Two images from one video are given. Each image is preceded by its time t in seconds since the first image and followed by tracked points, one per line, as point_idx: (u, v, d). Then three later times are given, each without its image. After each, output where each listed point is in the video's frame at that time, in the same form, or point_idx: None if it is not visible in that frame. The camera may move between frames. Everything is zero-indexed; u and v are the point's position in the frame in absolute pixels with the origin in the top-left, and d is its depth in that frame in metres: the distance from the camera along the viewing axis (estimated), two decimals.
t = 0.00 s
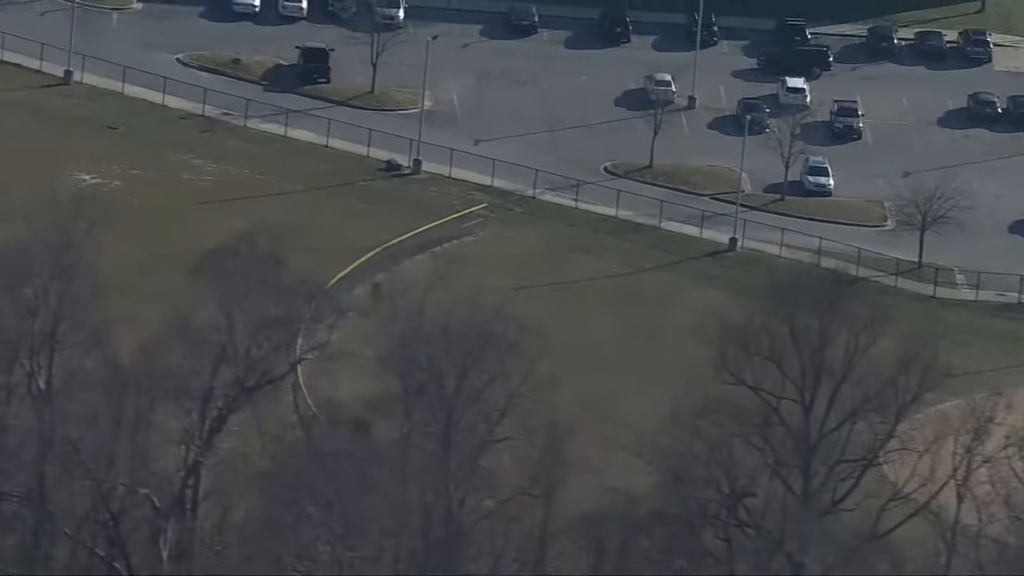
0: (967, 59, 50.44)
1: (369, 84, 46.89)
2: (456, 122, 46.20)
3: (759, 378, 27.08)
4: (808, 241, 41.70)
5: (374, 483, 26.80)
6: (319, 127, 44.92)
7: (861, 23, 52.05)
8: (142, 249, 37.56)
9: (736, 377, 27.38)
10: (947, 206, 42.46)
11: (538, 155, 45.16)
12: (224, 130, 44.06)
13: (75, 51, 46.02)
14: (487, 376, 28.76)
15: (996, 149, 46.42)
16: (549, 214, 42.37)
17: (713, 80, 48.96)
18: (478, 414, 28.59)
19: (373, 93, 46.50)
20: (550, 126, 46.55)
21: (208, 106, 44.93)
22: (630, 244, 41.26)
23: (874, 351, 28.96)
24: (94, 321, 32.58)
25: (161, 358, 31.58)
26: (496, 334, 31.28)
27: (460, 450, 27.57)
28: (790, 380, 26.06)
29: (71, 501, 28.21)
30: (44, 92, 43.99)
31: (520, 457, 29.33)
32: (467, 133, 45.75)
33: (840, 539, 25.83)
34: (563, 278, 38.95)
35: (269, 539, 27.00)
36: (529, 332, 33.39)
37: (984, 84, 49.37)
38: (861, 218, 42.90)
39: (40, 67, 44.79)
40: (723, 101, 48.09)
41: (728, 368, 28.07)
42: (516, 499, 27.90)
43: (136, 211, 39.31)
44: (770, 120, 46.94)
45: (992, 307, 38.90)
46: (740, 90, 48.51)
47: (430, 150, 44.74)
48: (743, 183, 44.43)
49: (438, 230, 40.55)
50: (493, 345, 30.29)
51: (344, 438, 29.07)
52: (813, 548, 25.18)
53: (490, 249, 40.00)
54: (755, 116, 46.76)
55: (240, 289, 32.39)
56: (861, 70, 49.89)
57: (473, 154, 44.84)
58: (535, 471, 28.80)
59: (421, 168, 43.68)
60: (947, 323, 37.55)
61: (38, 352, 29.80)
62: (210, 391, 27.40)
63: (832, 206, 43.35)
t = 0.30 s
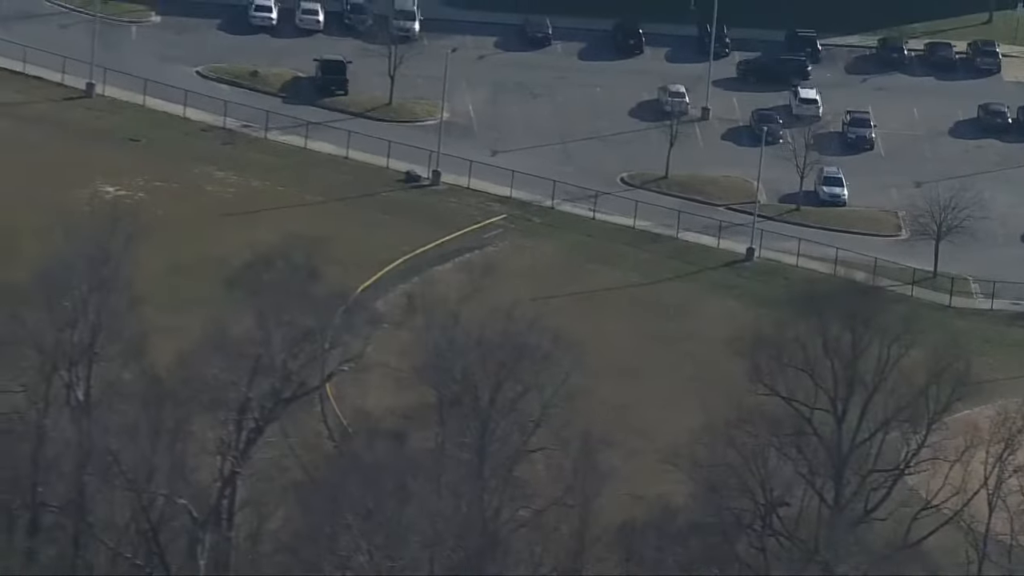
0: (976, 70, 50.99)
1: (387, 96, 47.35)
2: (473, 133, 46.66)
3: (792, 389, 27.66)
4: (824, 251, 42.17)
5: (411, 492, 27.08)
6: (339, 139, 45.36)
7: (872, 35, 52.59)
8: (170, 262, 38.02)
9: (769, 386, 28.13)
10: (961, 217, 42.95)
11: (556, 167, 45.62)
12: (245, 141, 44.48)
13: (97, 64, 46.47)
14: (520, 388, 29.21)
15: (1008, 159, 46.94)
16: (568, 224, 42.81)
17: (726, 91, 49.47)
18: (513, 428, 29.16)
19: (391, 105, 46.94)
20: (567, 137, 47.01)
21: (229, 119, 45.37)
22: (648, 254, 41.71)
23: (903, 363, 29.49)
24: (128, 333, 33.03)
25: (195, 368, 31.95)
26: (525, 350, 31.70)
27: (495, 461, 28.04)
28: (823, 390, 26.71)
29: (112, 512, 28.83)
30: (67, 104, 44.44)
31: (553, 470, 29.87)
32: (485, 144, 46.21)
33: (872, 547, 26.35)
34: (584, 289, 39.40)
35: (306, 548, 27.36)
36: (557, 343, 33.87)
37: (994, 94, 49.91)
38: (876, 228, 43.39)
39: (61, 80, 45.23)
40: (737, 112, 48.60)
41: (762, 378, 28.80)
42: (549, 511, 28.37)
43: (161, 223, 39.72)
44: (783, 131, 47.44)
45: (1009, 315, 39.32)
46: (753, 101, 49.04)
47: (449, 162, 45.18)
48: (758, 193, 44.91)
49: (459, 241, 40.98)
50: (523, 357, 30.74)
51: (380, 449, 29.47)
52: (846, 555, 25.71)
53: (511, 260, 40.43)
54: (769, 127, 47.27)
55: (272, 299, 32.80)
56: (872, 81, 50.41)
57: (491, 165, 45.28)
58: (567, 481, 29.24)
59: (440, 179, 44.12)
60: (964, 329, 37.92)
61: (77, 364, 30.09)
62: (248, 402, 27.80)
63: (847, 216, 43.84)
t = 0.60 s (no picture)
0: (974, 84, 52.35)
1: (403, 111, 48.52)
2: (487, 147, 47.84)
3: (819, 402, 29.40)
4: (832, 261, 43.43)
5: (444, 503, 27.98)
6: (356, 153, 46.51)
7: (872, 50, 53.94)
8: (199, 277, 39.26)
9: (797, 397, 29.92)
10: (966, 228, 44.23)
11: (569, 180, 46.81)
12: (266, 155, 45.63)
13: (120, 80, 47.65)
14: (550, 399, 30.45)
15: (1007, 172, 48.28)
16: (582, 235, 44.00)
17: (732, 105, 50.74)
18: (541, 436, 30.27)
19: (407, 120, 48.11)
20: (578, 151, 48.21)
21: (249, 133, 46.51)
22: (660, 265, 42.91)
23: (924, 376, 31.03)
24: (166, 344, 34.24)
25: (233, 379, 33.22)
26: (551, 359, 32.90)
27: (527, 467, 28.73)
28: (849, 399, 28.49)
29: (151, 520, 29.81)
30: (92, 121, 45.63)
31: (579, 480, 30.84)
32: (499, 158, 47.39)
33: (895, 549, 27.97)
34: (599, 299, 40.59)
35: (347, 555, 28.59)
36: (580, 353, 35.07)
37: (992, 109, 51.27)
38: (881, 239, 44.67)
39: (86, 97, 46.47)
40: (742, 125, 49.87)
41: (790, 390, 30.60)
42: (577, 516, 29.85)
43: (188, 235, 40.88)
44: (788, 144, 48.70)
45: (1012, 324, 40.53)
46: (758, 115, 50.32)
47: (465, 175, 46.35)
48: (765, 205, 46.15)
49: (476, 253, 42.14)
50: (550, 368, 31.98)
51: (415, 458, 30.61)
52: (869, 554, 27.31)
53: (527, 271, 41.61)
54: (774, 140, 48.54)
55: (306, 312, 33.97)
56: (873, 95, 51.73)
57: (506, 178, 46.45)
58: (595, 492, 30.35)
59: (456, 192, 45.29)
60: (969, 337, 39.13)
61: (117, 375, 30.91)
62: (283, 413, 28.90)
63: (852, 228, 45.09)
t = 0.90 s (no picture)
0: (964, 105, 54.74)
1: (421, 132, 50.68)
2: (501, 166, 50.04)
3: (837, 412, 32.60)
4: (834, 275, 45.72)
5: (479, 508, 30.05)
6: (378, 172, 48.65)
7: (867, 73, 56.31)
8: (235, 292, 41.36)
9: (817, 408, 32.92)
10: (960, 243, 46.56)
11: (581, 198, 49.00)
12: (291, 175, 47.71)
13: (152, 103, 49.79)
14: (567, 418, 32.78)
15: (998, 189, 50.65)
16: (595, 250, 46.18)
17: (733, 125, 53.02)
18: (567, 446, 32.62)
19: (425, 141, 50.29)
20: (588, 170, 50.43)
21: (276, 154, 48.63)
22: (670, 278, 45.09)
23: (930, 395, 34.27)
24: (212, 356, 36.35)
25: (274, 393, 35.39)
26: (575, 373, 35.06)
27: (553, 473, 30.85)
28: (865, 408, 31.47)
29: (199, 526, 31.40)
30: (125, 142, 47.73)
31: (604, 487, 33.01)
32: (513, 177, 49.58)
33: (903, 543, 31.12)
34: (613, 311, 42.74)
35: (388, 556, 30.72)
36: (602, 365, 37.28)
37: (982, 128, 53.66)
38: (879, 253, 46.99)
39: (120, 119, 48.60)
40: (744, 145, 52.17)
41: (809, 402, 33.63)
42: (603, 520, 32.01)
43: (220, 251, 42.93)
44: (788, 163, 51.00)
45: (1007, 334, 42.79)
46: (759, 135, 52.63)
47: (482, 194, 48.51)
48: (768, 221, 48.40)
49: (494, 269, 44.25)
50: (575, 380, 34.41)
51: (451, 468, 32.78)
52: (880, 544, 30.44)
53: (544, 284, 43.78)
54: (775, 159, 50.83)
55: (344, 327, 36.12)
56: (867, 116, 54.09)
57: (520, 196, 48.63)
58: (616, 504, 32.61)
59: (474, 210, 47.45)
60: (964, 345, 41.36)
61: (163, 387, 32.80)
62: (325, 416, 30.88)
63: (852, 243, 47.39)
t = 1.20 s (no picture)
0: (942, 128, 58.61)
1: (437, 155, 54.30)
2: (512, 187, 53.61)
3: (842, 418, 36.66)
4: (825, 288, 49.44)
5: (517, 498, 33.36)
6: (398, 193, 52.12)
7: (851, 99, 60.21)
8: (274, 304, 44.71)
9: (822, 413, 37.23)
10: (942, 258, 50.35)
11: (587, 216, 52.59)
12: (317, 196, 51.13)
13: (188, 128, 53.37)
14: (596, 417, 36.35)
15: (974, 207, 54.48)
16: (603, 266, 49.74)
17: (727, 148, 56.77)
18: (589, 449, 35.62)
19: (441, 163, 53.84)
20: (593, 190, 54.05)
21: (303, 176, 52.08)
22: (672, 291, 48.65)
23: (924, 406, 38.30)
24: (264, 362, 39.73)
25: (315, 393, 38.12)
26: (599, 379, 38.57)
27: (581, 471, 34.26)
28: (867, 413, 35.74)
29: (247, 522, 33.64)
30: (163, 165, 51.13)
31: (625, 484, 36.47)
32: (524, 197, 53.15)
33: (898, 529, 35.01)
34: (623, 320, 46.24)
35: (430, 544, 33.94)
36: (620, 372, 40.86)
37: (958, 150, 57.52)
38: (866, 268, 50.73)
39: (157, 143, 52.14)
40: (737, 166, 55.91)
41: (816, 407, 37.88)
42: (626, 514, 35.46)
43: (257, 267, 46.30)
44: (779, 183, 54.74)
45: (986, 343, 46.37)
46: (751, 157, 56.39)
47: (495, 213, 52.03)
48: (762, 237, 52.09)
49: (508, 283, 47.67)
50: (597, 388, 37.78)
51: (488, 463, 36.20)
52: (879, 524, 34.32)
53: (558, 296, 47.29)
54: (767, 180, 54.57)
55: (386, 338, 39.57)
56: (851, 139, 57.95)
57: (530, 215, 52.19)
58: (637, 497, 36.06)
59: (488, 228, 50.96)
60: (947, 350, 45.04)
61: (212, 394, 35.05)
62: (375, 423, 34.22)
63: (840, 258, 51.13)
